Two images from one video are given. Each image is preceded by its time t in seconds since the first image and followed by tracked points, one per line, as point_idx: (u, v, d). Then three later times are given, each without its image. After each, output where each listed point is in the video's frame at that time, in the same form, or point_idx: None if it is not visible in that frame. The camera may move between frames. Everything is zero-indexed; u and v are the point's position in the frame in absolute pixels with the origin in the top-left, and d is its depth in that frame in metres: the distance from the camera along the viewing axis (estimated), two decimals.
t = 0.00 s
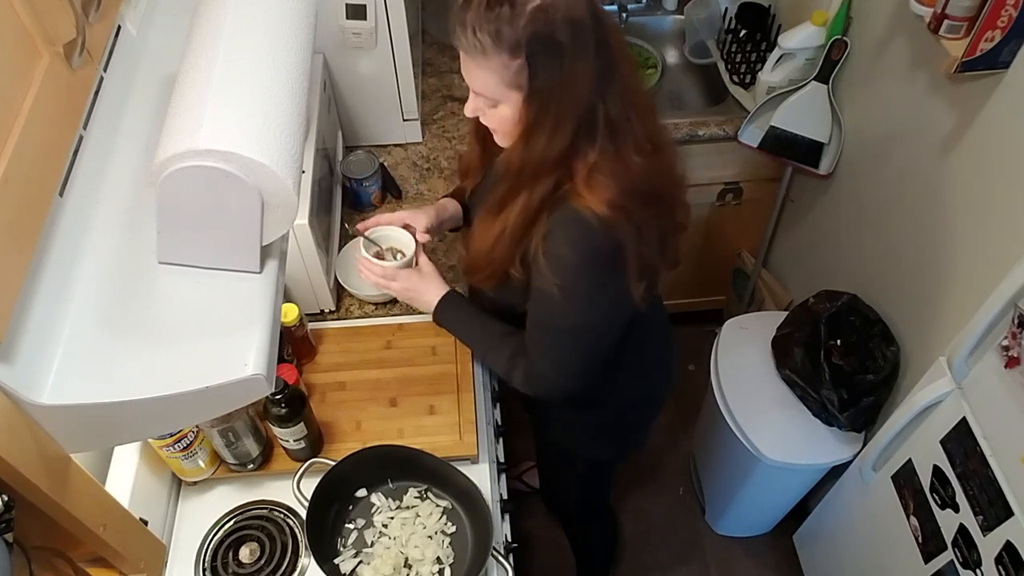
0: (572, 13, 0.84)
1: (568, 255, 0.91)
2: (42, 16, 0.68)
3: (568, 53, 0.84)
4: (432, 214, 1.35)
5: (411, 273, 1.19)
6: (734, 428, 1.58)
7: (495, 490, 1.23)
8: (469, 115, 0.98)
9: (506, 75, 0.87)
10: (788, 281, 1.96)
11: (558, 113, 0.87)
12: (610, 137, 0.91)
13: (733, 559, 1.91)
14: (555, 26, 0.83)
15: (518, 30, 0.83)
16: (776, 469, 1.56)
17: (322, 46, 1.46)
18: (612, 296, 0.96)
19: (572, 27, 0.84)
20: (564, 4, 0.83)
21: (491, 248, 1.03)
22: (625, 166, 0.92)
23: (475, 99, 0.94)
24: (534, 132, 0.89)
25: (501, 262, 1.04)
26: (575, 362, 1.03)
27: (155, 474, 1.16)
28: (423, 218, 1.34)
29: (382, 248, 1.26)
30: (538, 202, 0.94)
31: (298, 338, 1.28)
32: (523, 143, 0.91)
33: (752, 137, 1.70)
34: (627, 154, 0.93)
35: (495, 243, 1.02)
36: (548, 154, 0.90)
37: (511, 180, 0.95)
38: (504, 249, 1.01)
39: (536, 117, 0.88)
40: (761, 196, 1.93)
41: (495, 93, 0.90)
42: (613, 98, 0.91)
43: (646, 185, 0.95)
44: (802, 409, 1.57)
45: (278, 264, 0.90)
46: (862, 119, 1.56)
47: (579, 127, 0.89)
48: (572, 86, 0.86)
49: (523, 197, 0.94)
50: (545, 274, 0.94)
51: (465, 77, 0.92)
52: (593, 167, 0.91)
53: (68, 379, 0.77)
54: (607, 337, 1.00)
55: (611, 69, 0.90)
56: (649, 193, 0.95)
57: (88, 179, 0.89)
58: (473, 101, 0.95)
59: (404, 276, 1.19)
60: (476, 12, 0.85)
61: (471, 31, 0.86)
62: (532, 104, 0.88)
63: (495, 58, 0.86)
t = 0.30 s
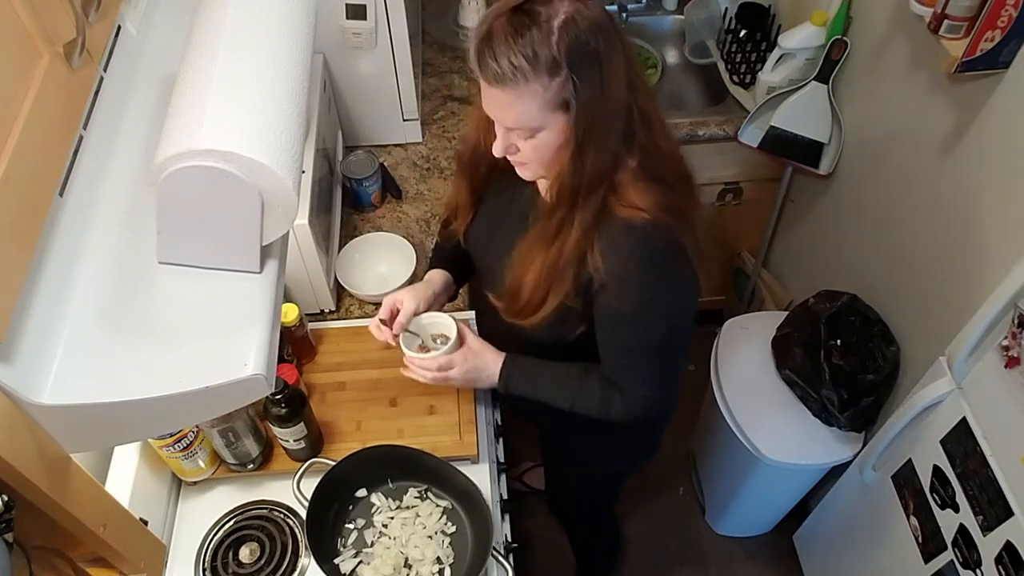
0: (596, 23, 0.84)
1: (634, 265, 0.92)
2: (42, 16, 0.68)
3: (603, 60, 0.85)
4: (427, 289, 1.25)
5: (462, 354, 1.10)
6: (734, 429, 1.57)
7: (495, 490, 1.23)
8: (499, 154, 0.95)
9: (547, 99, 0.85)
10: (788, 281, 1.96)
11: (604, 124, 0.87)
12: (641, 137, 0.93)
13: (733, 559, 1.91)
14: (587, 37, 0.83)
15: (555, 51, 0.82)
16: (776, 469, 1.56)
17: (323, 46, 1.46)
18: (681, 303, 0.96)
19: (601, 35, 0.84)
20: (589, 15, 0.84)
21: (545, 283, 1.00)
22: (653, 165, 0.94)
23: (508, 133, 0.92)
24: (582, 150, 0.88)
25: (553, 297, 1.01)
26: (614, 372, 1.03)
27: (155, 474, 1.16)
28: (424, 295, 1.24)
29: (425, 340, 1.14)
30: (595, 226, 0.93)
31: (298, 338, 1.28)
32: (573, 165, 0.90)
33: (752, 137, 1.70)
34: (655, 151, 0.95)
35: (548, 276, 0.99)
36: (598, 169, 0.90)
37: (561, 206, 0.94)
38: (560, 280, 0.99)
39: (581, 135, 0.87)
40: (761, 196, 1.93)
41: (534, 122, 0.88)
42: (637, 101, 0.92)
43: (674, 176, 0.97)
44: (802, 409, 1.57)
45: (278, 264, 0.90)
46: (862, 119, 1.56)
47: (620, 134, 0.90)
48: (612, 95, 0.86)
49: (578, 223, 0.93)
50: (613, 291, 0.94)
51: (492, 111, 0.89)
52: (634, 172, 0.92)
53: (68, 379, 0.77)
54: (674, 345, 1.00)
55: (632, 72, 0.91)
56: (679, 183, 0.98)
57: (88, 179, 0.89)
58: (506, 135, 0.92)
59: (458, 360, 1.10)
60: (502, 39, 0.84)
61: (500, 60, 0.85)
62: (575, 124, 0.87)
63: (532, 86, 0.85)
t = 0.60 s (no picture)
0: (609, 72, 0.79)
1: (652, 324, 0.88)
2: (42, 16, 0.68)
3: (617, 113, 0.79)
4: (430, 328, 1.21)
5: (457, 449, 0.99)
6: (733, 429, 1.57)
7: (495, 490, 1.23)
8: (505, 209, 0.89)
9: (555, 154, 0.80)
10: (788, 281, 1.96)
11: (619, 181, 0.82)
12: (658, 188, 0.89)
13: (733, 559, 1.91)
14: (601, 87, 0.78)
15: (565, 103, 0.77)
16: (776, 469, 1.56)
17: (323, 46, 1.46)
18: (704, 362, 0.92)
19: (618, 86, 0.79)
20: (602, 63, 0.79)
21: (556, 339, 0.96)
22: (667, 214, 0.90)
23: (513, 189, 0.86)
24: (594, 210, 0.83)
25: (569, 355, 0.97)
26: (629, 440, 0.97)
27: (155, 474, 1.16)
28: (427, 330, 1.20)
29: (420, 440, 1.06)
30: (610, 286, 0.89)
31: (298, 338, 1.28)
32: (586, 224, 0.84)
33: (752, 137, 1.69)
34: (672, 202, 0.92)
35: (559, 333, 0.95)
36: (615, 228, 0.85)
37: (571, 263, 0.89)
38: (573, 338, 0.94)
39: (594, 193, 0.82)
40: (761, 196, 1.93)
41: (541, 180, 0.82)
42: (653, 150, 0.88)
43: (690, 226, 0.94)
44: (802, 409, 1.57)
45: (278, 264, 0.90)
46: (862, 119, 1.56)
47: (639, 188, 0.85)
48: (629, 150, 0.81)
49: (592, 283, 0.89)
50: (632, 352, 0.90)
51: (496, 166, 0.84)
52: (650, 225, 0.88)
53: (67, 379, 0.77)
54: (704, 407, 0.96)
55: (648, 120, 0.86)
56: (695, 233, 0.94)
57: (88, 179, 0.89)
58: (512, 191, 0.86)
59: (454, 457, 0.99)
60: (508, 90, 0.79)
61: (505, 111, 0.79)
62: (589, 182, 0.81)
63: (540, 142, 0.79)
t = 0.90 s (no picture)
0: (618, 133, 0.80)
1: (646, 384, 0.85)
2: (42, 17, 0.68)
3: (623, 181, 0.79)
4: (451, 352, 1.26)
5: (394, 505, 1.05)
6: (736, 432, 1.56)
7: (495, 490, 1.22)
8: (507, 259, 0.91)
9: (552, 216, 0.81)
10: (787, 281, 1.97)
11: (617, 247, 0.82)
12: (670, 257, 0.87)
13: (733, 559, 1.91)
14: (604, 151, 0.78)
15: (564, 164, 0.78)
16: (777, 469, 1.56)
17: (322, 46, 1.46)
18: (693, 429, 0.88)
19: (624, 150, 0.79)
20: (609, 126, 0.79)
21: (552, 393, 0.99)
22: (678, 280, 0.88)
23: (514, 243, 0.88)
24: (590, 275, 0.84)
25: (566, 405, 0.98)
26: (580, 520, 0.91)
27: (155, 474, 1.16)
28: (445, 356, 1.25)
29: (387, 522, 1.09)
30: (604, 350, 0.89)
31: (298, 338, 1.28)
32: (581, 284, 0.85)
33: (752, 138, 1.68)
34: (688, 271, 0.89)
35: (555, 387, 0.98)
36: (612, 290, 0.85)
37: (568, 322, 0.90)
38: (568, 394, 0.97)
39: (589, 253, 0.82)
40: (761, 196, 1.93)
41: (538, 235, 0.84)
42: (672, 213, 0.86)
43: (705, 297, 0.91)
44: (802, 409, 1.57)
45: (278, 264, 0.90)
46: (862, 119, 1.56)
47: (643, 254, 0.84)
48: (631, 216, 0.80)
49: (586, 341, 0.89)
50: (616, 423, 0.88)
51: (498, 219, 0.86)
52: (655, 291, 0.87)
53: (67, 379, 0.77)
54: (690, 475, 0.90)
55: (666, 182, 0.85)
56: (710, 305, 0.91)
57: (88, 179, 0.89)
58: (513, 244, 0.88)
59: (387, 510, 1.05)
60: (509, 146, 0.81)
61: (504, 163, 0.81)
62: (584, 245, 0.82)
63: (537, 198, 0.80)
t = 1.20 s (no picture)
0: (624, 167, 0.80)
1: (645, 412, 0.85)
2: (43, 16, 0.68)
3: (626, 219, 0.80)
4: (468, 370, 1.27)
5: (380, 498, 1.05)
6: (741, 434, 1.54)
7: (495, 489, 1.22)
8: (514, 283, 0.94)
9: (553, 247, 0.83)
10: (787, 281, 1.97)
11: (617, 282, 0.82)
12: (678, 295, 0.87)
13: (733, 559, 1.91)
14: (605, 186, 0.79)
15: (563, 197, 0.80)
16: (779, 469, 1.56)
17: (322, 46, 1.46)
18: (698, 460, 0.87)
19: (627, 186, 0.79)
20: (615, 161, 0.79)
21: (549, 420, 1.01)
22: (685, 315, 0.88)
23: (520, 269, 0.90)
24: (590, 308, 0.85)
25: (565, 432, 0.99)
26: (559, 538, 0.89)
27: (156, 474, 1.16)
28: (462, 373, 1.26)
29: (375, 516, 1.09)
30: (600, 378, 0.90)
31: (298, 338, 1.28)
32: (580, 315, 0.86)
33: (752, 137, 1.69)
34: (694, 308, 0.88)
35: (551, 415, 1.00)
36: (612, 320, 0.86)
37: (567, 354, 0.92)
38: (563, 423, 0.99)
39: (587, 286, 0.83)
40: (761, 196, 1.93)
41: (537, 263, 0.86)
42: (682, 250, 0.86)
43: (710, 333, 0.90)
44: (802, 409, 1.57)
45: (278, 264, 0.90)
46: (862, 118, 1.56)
47: (644, 290, 0.84)
48: (631, 253, 0.81)
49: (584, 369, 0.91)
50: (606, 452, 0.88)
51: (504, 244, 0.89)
52: (657, 326, 0.87)
53: (68, 378, 0.77)
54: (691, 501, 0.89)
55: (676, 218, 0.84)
56: (715, 342, 0.91)
57: (88, 179, 0.89)
58: (519, 270, 0.90)
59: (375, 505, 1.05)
60: (513, 175, 0.83)
61: (507, 191, 0.83)
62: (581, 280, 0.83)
63: (537, 227, 0.82)
